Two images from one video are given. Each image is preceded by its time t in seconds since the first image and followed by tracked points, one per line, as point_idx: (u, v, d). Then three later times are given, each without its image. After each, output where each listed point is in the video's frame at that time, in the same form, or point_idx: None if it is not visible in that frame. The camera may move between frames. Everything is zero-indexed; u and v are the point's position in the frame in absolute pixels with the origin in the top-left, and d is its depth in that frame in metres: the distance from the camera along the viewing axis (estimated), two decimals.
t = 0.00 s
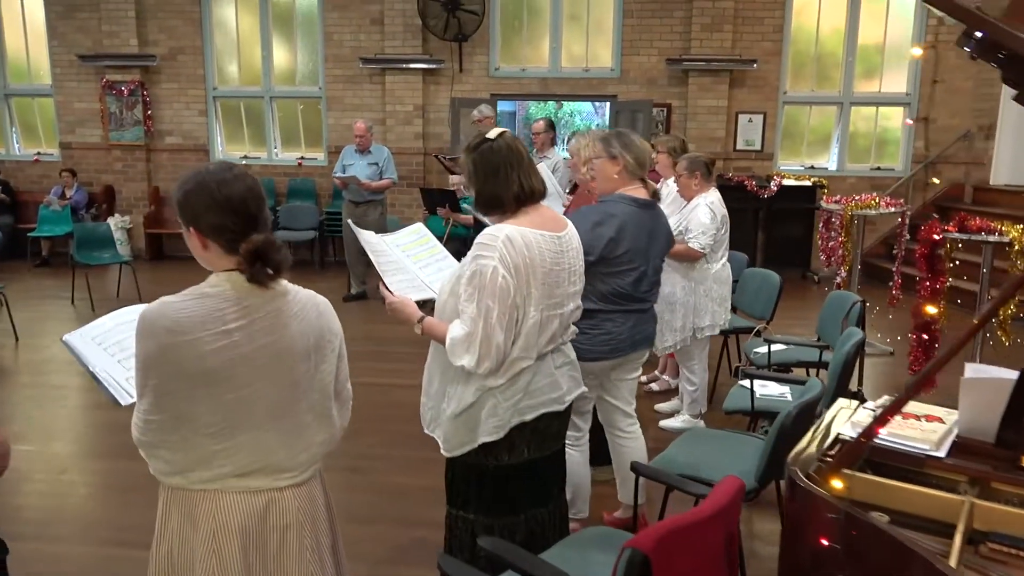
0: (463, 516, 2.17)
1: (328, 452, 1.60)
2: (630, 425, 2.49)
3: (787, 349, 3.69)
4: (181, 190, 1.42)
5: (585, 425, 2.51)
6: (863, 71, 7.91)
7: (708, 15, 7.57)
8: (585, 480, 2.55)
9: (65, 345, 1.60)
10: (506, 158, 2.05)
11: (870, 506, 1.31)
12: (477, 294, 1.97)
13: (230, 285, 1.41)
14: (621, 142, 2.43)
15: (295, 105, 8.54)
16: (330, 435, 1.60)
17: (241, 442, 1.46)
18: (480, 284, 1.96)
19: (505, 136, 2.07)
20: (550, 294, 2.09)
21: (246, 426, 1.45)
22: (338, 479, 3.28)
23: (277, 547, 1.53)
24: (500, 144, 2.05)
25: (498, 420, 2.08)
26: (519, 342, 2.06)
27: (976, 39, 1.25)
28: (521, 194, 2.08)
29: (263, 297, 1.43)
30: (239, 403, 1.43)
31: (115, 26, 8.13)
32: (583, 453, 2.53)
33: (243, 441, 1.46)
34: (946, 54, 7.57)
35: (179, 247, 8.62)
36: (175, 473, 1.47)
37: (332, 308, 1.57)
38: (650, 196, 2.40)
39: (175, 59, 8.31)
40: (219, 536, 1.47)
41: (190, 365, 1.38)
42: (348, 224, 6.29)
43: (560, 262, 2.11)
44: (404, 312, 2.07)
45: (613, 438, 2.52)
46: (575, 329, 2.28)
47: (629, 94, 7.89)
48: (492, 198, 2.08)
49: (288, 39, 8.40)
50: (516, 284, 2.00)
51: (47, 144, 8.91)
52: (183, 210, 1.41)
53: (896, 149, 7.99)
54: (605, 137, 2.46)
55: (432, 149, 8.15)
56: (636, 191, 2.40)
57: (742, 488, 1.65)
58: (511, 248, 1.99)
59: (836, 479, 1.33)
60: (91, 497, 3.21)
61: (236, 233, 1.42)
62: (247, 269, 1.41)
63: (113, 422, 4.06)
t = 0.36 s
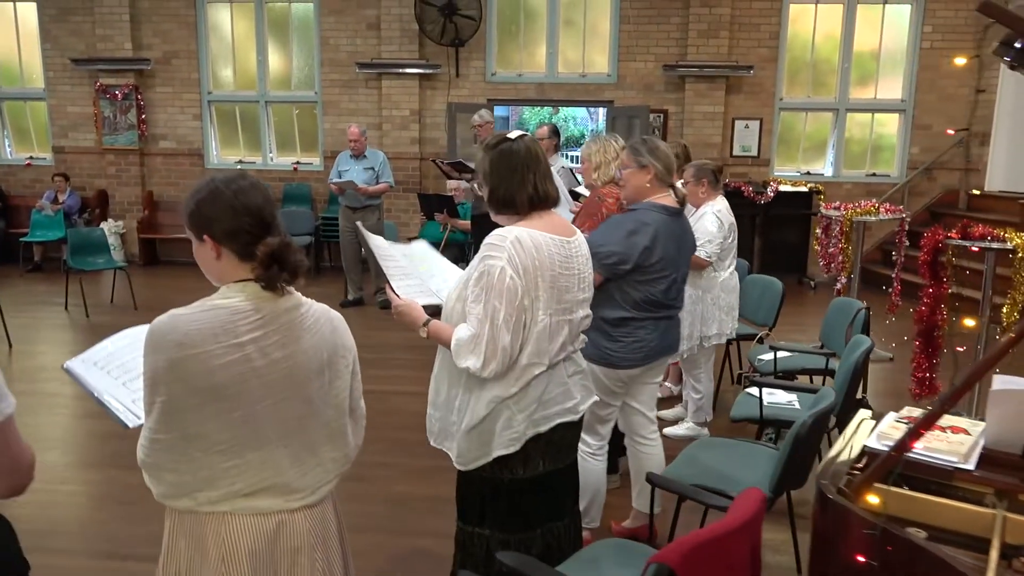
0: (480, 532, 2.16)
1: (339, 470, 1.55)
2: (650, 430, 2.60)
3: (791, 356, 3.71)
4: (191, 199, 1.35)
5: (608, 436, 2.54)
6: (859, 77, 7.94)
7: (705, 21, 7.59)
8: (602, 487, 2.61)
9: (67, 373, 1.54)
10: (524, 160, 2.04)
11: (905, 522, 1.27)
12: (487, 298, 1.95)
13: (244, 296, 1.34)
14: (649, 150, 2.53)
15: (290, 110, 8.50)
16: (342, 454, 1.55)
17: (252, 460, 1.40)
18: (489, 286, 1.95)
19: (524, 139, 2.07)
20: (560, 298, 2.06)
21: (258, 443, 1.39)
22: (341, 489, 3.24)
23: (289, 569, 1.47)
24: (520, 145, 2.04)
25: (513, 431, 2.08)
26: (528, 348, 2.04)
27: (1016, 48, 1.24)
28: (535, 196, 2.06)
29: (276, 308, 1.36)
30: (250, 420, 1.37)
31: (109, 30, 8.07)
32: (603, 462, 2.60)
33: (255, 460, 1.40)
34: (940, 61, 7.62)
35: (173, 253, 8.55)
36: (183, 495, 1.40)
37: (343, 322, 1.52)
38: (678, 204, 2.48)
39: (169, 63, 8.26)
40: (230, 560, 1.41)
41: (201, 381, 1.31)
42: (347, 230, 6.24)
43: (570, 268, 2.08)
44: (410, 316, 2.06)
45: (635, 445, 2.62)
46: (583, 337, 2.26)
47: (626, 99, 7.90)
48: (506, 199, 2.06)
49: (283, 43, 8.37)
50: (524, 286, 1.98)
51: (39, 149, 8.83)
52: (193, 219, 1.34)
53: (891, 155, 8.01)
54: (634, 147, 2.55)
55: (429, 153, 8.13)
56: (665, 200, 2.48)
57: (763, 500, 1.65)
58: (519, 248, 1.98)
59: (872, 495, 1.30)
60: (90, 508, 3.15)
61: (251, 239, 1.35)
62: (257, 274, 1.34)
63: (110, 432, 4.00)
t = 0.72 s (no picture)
0: (498, 547, 2.11)
1: (363, 489, 1.43)
2: (675, 439, 2.59)
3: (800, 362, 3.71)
4: (205, 206, 1.26)
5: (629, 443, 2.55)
6: (855, 84, 7.98)
7: (702, 27, 7.62)
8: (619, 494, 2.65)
9: (82, 394, 1.42)
10: (537, 168, 2.00)
11: (958, 538, 1.21)
12: (505, 308, 1.91)
13: (253, 306, 1.23)
14: (671, 160, 2.60)
15: (287, 115, 8.45)
16: (366, 471, 1.43)
17: (269, 481, 1.29)
18: (509, 296, 1.91)
19: (539, 146, 2.02)
20: (580, 308, 2.00)
21: (275, 463, 1.29)
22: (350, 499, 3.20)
23: None
24: (534, 154, 2.00)
25: (530, 445, 2.02)
26: (548, 360, 1.98)
27: None
28: (552, 204, 2.02)
29: (287, 318, 1.25)
30: (266, 438, 1.26)
31: (103, 34, 8.01)
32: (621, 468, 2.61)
33: (274, 481, 1.29)
34: (935, 67, 7.68)
35: (167, 259, 8.46)
36: (199, 519, 1.30)
37: (362, 328, 1.39)
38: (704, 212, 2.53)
39: (164, 68, 8.20)
40: None
41: (211, 399, 1.20)
42: (347, 235, 6.24)
43: (590, 276, 2.02)
44: (428, 328, 2.03)
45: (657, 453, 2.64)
46: (603, 347, 2.19)
47: (623, 105, 7.90)
48: (522, 209, 2.03)
49: (279, 48, 8.32)
50: (543, 296, 1.93)
51: (31, 154, 8.74)
52: (206, 225, 1.26)
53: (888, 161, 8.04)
54: (656, 157, 2.62)
55: (426, 159, 8.10)
56: (690, 208, 2.54)
57: (798, 514, 1.62)
58: (539, 258, 1.93)
59: (927, 510, 1.27)
60: (95, 521, 3.08)
61: (260, 248, 1.25)
62: (267, 287, 1.24)
63: (110, 442, 3.94)
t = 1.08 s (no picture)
0: (519, 555, 2.06)
1: (386, 504, 1.38)
2: (682, 440, 2.55)
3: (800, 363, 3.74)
4: (224, 208, 1.24)
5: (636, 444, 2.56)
6: (841, 86, 8.06)
7: (691, 30, 7.66)
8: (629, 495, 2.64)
9: (104, 404, 1.38)
10: (553, 166, 1.95)
11: (1006, 538, 1.22)
12: (521, 313, 1.87)
13: (269, 311, 1.20)
14: (670, 160, 2.55)
15: (274, 117, 8.38)
16: (387, 485, 1.38)
17: (288, 494, 1.25)
18: (526, 302, 1.86)
19: (553, 143, 1.97)
20: (598, 313, 1.97)
21: (293, 473, 1.24)
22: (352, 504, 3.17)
23: None
24: (549, 151, 1.95)
25: (548, 452, 1.99)
26: (566, 365, 1.95)
27: None
28: (568, 202, 1.98)
29: (305, 324, 1.21)
30: (284, 449, 1.22)
31: (86, 35, 7.89)
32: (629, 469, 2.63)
33: (293, 493, 1.25)
34: (920, 70, 7.78)
35: (152, 263, 8.36)
36: (217, 532, 1.26)
37: (384, 337, 1.35)
38: (705, 213, 2.51)
39: (148, 69, 8.10)
40: None
41: (229, 408, 1.17)
42: (341, 238, 6.20)
43: (608, 280, 1.99)
44: (444, 333, 1.98)
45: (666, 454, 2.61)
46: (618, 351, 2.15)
47: (613, 107, 7.91)
48: (537, 208, 1.98)
49: (266, 50, 8.25)
50: (561, 300, 1.89)
51: (12, 157, 8.59)
52: (226, 227, 1.23)
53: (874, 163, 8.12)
54: (654, 157, 2.56)
55: (415, 161, 8.06)
56: (691, 209, 2.52)
57: (824, 513, 1.61)
58: (558, 262, 1.89)
59: (974, 510, 1.28)
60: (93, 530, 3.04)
61: (277, 247, 1.22)
62: (287, 291, 1.21)
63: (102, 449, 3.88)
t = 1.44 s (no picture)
0: (534, 547, 2.07)
1: (423, 494, 1.36)
2: (685, 430, 2.57)
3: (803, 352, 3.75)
4: (252, 203, 1.23)
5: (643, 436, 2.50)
6: (832, 77, 8.09)
7: (683, 21, 7.65)
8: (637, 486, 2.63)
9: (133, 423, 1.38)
10: (570, 157, 1.93)
11: None
12: (539, 303, 1.86)
13: (305, 302, 1.18)
14: (650, 149, 2.38)
15: (263, 109, 8.30)
16: (425, 474, 1.36)
17: (328, 486, 1.23)
18: (545, 292, 1.85)
19: (572, 133, 1.96)
20: (616, 304, 1.98)
21: (334, 464, 1.22)
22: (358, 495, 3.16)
23: None
24: (568, 141, 1.93)
25: (566, 444, 1.99)
26: (585, 357, 1.95)
27: None
28: (585, 195, 1.96)
29: (342, 313, 1.19)
30: (325, 440, 1.20)
31: (71, 25, 7.77)
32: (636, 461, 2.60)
33: (332, 485, 1.23)
34: (910, 61, 7.83)
35: (141, 256, 8.27)
36: (255, 526, 1.25)
37: (420, 325, 1.34)
38: (687, 197, 2.50)
39: (135, 60, 7.99)
40: None
41: (269, 400, 1.15)
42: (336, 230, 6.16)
43: (625, 271, 1.99)
44: (460, 323, 1.97)
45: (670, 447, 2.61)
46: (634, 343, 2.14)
47: (605, 98, 7.90)
48: (554, 199, 1.96)
49: (255, 40, 8.17)
50: (579, 290, 1.88)
51: None
52: (254, 223, 1.22)
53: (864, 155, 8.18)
54: (632, 145, 2.39)
55: (407, 153, 8.02)
56: (673, 195, 2.49)
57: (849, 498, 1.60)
58: (577, 253, 1.89)
59: (1010, 492, 1.30)
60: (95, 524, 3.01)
61: (308, 242, 1.21)
62: (323, 280, 1.19)
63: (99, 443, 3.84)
